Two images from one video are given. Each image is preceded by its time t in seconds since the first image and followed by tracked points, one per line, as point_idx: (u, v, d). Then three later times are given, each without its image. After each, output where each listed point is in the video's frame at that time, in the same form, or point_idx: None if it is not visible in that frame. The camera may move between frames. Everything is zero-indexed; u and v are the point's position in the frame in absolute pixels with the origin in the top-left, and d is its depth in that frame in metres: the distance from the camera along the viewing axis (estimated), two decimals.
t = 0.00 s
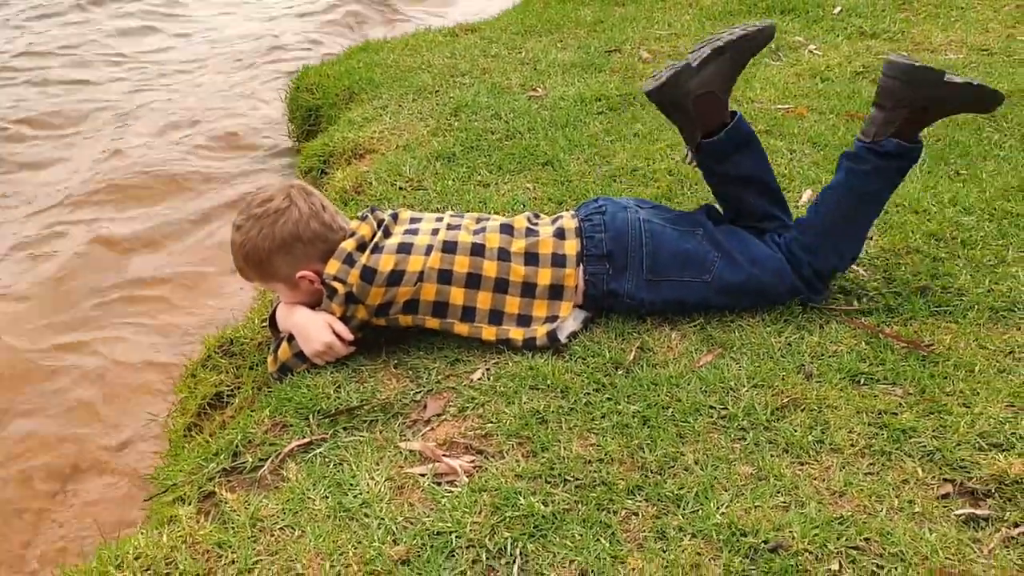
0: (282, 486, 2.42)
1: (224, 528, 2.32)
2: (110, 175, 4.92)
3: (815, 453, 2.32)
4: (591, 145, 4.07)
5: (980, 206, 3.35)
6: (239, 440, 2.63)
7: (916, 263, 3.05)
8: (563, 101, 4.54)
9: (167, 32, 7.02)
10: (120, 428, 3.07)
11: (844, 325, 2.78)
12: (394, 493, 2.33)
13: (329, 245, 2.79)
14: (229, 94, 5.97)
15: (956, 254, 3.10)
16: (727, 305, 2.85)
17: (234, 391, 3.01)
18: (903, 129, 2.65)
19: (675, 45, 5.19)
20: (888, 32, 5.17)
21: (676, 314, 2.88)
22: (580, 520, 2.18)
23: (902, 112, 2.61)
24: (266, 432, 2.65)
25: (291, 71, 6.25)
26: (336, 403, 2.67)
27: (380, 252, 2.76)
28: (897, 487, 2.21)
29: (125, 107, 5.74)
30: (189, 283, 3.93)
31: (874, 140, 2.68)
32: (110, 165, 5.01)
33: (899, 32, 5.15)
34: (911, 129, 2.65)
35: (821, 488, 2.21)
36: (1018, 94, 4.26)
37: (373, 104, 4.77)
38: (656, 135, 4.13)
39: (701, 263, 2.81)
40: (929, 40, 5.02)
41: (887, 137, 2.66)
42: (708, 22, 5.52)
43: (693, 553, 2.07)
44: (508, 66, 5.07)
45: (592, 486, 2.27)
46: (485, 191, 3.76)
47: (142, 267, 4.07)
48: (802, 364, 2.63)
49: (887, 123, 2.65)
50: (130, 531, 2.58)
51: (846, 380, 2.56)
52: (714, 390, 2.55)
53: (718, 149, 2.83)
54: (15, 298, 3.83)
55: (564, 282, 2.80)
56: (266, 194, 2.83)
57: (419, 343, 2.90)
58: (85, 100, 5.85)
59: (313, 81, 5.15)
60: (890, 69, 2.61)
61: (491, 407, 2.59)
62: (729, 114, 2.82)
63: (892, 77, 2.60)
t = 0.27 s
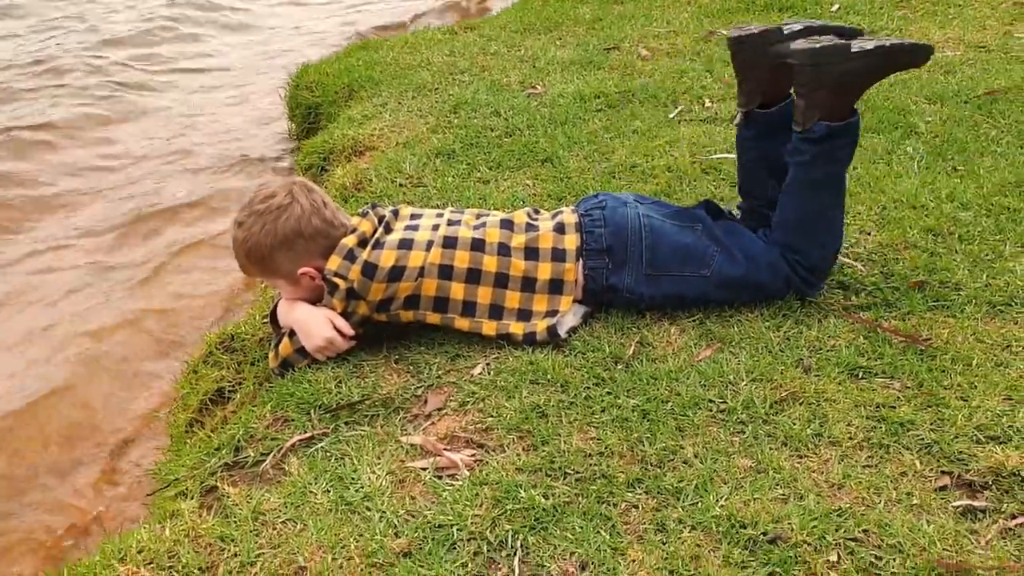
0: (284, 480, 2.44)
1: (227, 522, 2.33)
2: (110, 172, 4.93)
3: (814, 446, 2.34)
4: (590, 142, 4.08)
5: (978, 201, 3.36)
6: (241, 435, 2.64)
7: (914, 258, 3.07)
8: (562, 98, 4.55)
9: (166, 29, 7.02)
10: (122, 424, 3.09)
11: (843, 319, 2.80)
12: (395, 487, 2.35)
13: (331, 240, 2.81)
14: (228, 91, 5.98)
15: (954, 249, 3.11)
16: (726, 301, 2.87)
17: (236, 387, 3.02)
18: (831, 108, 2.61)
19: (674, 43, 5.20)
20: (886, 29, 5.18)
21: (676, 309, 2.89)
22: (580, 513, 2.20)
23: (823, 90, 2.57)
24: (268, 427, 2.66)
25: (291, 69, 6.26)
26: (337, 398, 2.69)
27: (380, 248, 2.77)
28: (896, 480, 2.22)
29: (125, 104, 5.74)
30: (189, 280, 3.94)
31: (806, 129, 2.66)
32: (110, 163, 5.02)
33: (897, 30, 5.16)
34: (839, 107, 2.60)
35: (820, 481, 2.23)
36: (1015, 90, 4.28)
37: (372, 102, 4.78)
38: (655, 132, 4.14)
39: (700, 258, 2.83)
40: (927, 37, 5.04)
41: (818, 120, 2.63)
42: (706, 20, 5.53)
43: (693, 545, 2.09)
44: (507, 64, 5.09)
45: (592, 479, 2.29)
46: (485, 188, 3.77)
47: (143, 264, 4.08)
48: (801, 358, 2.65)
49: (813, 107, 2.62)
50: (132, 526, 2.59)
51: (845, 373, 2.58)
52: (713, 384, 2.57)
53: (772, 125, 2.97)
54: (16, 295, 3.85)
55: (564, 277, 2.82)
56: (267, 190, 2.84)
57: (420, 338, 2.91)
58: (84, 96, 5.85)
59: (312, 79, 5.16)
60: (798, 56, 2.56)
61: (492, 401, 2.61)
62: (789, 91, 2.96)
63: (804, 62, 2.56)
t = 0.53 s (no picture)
0: (285, 474, 2.43)
1: (228, 516, 2.33)
2: (109, 168, 4.92)
3: (816, 439, 2.33)
4: (590, 137, 4.08)
5: (978, 196, 3.36)
6: (242, 429, 2.64)
7: (915, 252, 3.07)
8: (562, 94, 4.54)
9: (164, 25, 7.00)
10: (123, 419, 3.08)
11: (844, 313, 2.79)
12: (397, 481, 2.34)
13: (331, 235, 2.80)
14: (228, 86, 5.97)
15: (955, 243, 3.11)
16: (727, 295, 2.86)
17: (236, 381, 3.01)
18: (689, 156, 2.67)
19: (674, 38, 5.20)
20: (886, 24, 5.18)
21: (677, 303, 2.89)
22: (582, 506, 2.19)
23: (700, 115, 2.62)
24: (269, 421, 2.65)
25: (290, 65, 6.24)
26: (338, 392, 2.68)
27: (381, 242, 2.76)
28: (898, 472, 2.22)
29: (124, 99, 5.73)
30: (189, 275, 3.93)
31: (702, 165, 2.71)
32: (110, 158, 5.01)
33: (898, 25, 5.15)
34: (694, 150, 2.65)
35: (822, 474, 2.23)
36: (1015, 85, 4.27)
37: (372, 97, 4.77)
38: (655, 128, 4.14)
39: (702, 250, 2.82)
40: (927, 32, 5.03)
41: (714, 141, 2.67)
42: (706, 15, 5.52)
43: (695, 537, 2.08)
44: (506, 59, 5.08)
45: (594, 472, 2.29)
46: (485, 183, 3.76)
47: (142, 259, 4.07)
48: (803, 352, 2.64)
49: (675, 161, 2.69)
50: (133, 520, 2.59)
51: (846, 367, 2.57)
52: (715, 377, 2.56)
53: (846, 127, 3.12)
54: (16, 290, 3.84)
55: (564, 272, 2.81)
56: (267, 184, 2.83)
57: (421, 333, 2.90)
58: (83, 91, 5.84)
59: (311, 74, 5.16)
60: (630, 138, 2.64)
61: (493, 395, 2.60)
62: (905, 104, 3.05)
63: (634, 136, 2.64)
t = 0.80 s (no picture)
0: (287, 476, 2.44)
1: (229, 517, 2.33)
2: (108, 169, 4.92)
3: (816, 440, 2.34)
4: (590, 138, 4.08)
5: (978, 197, 3.37)
6: (243, 431, 2.64)
7: (914, 253, 3.08)
8: (562, 95, 4.55)
9: (163, 26, 7.00)
10: (124, 421, 3.09)
11: (844, 314, 2.80)
12: (398, 482, 2.35)
13: (332, 237, 2.81)
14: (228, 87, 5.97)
15: (955, 244, 3.12)
16: (727, 297, 2.87)
17: (237, 383, 3.01)
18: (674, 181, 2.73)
19: (674, 39, 5.20)
20: (885, 25, 5.18)
21: (677, 305, 2.90)
22: (583, 507, 2.20)
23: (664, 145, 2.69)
24: (270, 423, 2.66)
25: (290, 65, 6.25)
26: (339, 394, 2.68)
27: (382, 244, 2.77)
28: (898, 473, 2.23)
29: (124, 101, 5.74)
30: (190, 276, 3.93)
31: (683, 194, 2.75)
32: (110, 160, 5.01)
33: (897, 25, 5.16)
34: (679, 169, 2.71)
35: (823, 475, 2.23)
36: (1014, 85, 4.28)
37: (372, 99, 4.78)
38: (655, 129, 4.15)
39: (702, 254, 2.82)
40: (926, 33, 5.04)
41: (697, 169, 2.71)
42: (705, 16, 5.53)
43: (696, 539, 2.09)
44: (506, 60, 5.08)
45: (595, 473, 2.29)
46: (485, 184, 3.77)
47: (143, 261, 4.08)
48: (803, 353, 2.65)
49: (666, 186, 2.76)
50: (134, 522, 2.59)
51: (846, 368, 2.58)
52: (715, 378, 2.57)
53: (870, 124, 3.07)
54: (16, 292, 3.84)
55: (565, 275, 2.81)
56: (268, 184, 2.83)
57: (421, 334, 2.91)
58: (83, 92, 5.85)
59: (311, 76, 5.16)
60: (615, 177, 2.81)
61: (494, 397, 2.61)
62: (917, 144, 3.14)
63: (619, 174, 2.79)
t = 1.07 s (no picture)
0: (288, 475, 2.43)
1: (231, 516, 2.33)
2: (108, 169, 4.91)
3: (818, 439, 2.34)
4: (590, 137, 4.08)
5: (979, 195, 3.36)
6: (244, 430, 2.64)
7: (916, 251, 3.07)
8: (562, 93, 4.55)
9: (162, 25, 6.99)
10: (124, 420, 3.08)
11: (845, 313, 2.80)
12: (400, 481, 2.34)
13: (333, 236, 2.80)
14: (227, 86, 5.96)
15: (956, 242, 3.11)
16: (728, 295, 2.87)
17: (238, 382, 3.01)
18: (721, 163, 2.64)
19: (674, 37, 5.20)
20: (884, 23, 5.18)
21: (678, 304, 2.89)
22: (586, 506, 2.20)
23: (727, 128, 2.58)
24: (270, 422, 2.65)
25: (289, 65, 6.24)
26: (340, 393, 2.68)
27: (383, 243, 2.76)
28: (901, 471, 2.23)
29: (124, 100, 5.73)
30: (190, 276, 3.93)
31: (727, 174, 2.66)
32: (109, 159, 5.01)
33: (896, 24, 5.16)
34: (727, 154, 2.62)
35: (825, 473, 2.23)
36: (1014, 84, 4.28)
37: (371, 98, 4.77)
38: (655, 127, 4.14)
39: (704, 253, 2.82)
40: (926, 31, 5.03)
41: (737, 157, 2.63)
42: (705, 14, 5.52)
43: (698, 537, 2.09)
44: (506, 59, 5.08)
45: (597, 472, 2.29)
46: (486, 183, 3.77)
47: (143, 260, 4.07)
48: (805, 352, 2.64)
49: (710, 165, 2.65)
50: (135, 521, 2.59)
51: (849, 367, 2.57)
52: (717, 377, 2.57)
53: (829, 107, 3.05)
54: (15, 291, 3.84)
55: (566, 275, 2.81)
56: (270, 183, 2.82)
57: (422, 334, 2.91)
58: (83, 91, 5.84)
59: (311, 75, 5.15)
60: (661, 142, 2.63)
61: (496, 396, 2.60)
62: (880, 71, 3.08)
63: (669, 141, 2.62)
